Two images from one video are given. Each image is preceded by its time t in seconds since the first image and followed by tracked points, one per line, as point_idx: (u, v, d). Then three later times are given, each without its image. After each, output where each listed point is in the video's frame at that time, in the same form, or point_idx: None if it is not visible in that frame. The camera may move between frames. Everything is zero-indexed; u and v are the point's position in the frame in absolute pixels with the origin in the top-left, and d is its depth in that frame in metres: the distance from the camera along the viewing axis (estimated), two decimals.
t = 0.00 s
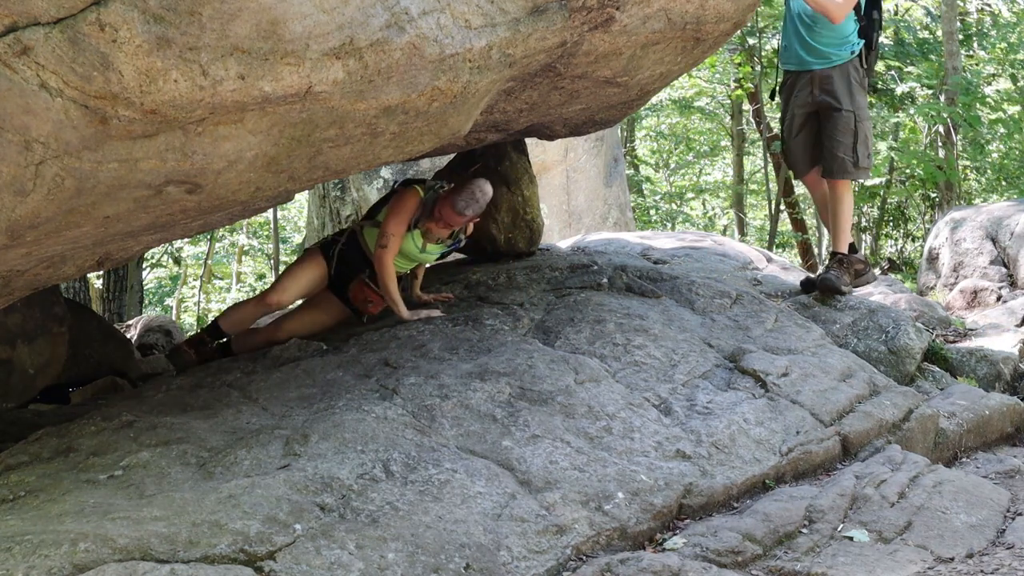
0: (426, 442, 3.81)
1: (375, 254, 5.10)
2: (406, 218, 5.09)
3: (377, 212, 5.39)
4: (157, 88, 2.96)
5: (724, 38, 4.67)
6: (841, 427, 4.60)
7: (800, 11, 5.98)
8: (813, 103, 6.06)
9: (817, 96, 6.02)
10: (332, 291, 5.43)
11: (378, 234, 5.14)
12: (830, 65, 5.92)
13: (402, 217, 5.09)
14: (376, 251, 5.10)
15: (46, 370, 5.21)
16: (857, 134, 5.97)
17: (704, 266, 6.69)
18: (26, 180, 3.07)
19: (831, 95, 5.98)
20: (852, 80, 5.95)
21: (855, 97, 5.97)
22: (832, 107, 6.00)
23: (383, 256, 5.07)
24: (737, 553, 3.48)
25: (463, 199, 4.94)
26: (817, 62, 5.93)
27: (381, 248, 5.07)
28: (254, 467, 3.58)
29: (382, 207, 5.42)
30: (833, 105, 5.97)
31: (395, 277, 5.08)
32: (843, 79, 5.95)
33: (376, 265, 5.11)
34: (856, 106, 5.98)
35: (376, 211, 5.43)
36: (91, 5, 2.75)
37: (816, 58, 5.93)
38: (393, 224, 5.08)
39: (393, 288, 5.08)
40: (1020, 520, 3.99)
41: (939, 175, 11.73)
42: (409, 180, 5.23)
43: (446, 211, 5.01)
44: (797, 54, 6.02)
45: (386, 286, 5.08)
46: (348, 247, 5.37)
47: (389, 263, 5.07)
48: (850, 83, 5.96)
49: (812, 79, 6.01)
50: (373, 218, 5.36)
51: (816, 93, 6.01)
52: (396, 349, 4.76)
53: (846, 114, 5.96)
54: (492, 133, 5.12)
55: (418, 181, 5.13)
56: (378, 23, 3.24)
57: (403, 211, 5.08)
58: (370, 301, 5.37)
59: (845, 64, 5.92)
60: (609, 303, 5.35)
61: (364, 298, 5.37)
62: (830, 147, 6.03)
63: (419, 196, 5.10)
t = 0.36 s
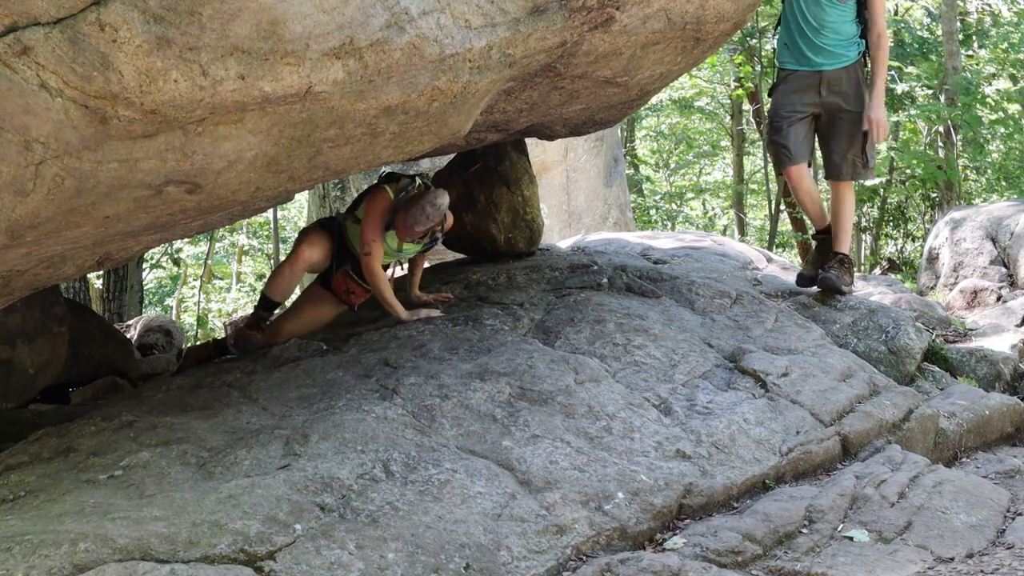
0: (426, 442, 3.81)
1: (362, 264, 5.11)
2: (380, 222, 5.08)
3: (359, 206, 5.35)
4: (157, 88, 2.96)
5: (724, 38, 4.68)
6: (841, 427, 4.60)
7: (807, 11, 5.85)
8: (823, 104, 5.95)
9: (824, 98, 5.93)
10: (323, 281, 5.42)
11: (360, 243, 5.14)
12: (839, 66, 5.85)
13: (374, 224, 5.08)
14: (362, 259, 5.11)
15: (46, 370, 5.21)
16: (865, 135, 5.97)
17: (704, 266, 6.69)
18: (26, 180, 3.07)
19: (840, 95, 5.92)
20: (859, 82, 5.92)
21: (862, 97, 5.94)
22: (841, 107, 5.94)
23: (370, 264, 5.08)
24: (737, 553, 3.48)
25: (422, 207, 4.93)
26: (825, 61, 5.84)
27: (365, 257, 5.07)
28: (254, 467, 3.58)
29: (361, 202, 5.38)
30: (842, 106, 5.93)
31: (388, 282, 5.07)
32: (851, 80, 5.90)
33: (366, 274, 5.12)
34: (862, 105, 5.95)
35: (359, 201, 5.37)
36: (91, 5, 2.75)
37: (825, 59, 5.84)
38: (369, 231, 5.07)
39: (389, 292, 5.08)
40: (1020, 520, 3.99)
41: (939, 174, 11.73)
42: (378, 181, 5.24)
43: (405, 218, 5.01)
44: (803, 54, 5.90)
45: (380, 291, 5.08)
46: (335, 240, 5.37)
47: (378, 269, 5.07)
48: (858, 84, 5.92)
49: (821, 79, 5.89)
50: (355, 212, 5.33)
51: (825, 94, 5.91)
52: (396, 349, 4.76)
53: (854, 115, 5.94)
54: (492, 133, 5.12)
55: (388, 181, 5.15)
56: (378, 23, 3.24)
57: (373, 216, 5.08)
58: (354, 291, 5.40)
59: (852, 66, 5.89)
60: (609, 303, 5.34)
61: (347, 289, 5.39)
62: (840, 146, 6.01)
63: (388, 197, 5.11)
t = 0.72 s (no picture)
0: (426, 442, 3.81)
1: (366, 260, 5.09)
2: (384, 217, 5.08)
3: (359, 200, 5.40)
4: (157, 88, 2.96)
5: (724, 38, 4.68)
6: (842, 427, 4.60)
7: (811, 9, 5.85)
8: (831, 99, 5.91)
9: (831, 94, 5.90)
10: (334, 265, 5.53)
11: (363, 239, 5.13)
12: (845, 64, 5.86)
13: (378, 219, 5.07)
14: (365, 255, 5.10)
15: (46, 370, 5.21)
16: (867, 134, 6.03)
17: (704, 266, 6.69)
18: (26, 180, 3.07)
19: (846, 92, 5.91)
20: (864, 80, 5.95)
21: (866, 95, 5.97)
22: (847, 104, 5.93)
23: (375, 259, 5.07)
24: (737, 553, 3.48)
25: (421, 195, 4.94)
26: (831, 59, 5.84)
27: (370, 253, 5.06)
28: (254, 467, 3.58)
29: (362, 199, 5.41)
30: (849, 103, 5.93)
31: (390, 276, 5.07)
32: (857, 78, 5.91)
33: (370, 270, 5.10)
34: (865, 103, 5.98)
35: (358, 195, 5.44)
36: (91, 5, 2.75)
37: (832, 58, 5.84)
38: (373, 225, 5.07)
39: (390, 290, 5.08)
40: (1020, 519, 3.99)
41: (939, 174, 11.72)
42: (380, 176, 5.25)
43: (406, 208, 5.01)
44: (809, 51, 5.89)
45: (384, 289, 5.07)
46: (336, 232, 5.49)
47: (383, 264, 5.07)
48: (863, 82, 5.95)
49: (828, 76, 5.88)
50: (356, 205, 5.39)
51: (832, 92, 5.89)
52: (396, 349, 4.76)
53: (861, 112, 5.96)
54: (492, 133, 5.12)
55: (389, 175, 5.17)
56: (378, 23, 3.24)
57: (376, 212, 5.08)
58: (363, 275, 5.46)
59: (856, 64, 5.90)
60: (609, 303, 5.34)
61: (356, 274, 5.46)
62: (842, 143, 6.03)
63: (390, 192, 5.13)
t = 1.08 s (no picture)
0: (426, 442, 3.81)
1: (370, 259, 5.09)
2: (393, 216, 5.09)
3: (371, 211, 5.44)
4: (157, 88, 2.96)
5: (724, 38, 4.68)
6: (841, 427, 4.60)
7: (812, 10, 5.87)
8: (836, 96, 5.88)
9: (834, 92, 5.89)
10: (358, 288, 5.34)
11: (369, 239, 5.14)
12: (847, 63, 5.84)
13: (389, 217, 5.08)
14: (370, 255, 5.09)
15: (46, 370, 5.22)
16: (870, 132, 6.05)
17: (704, 266, 6.69)
18: (26, 180, 3.07)
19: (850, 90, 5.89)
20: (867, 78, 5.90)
21: (869, 96, 5.98)
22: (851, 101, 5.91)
23: (378, 258, 5.06)
24: (737, 553, 3.48)
25: (450, 178, 4.95)
26: (833, 59, 5.84)
27: (375, 251, 5.07)
28: (254, 467, 3.58)
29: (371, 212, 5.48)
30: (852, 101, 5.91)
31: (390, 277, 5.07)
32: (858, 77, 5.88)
33: (373, 269, 5.09)
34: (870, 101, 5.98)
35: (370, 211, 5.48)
36: (91, 5, 2.75)
37: (834, 58, 5.84)
38: (382, 224, 5.08)
39: (392, 292, 5.08)
40: (1020, 519, 3.98)
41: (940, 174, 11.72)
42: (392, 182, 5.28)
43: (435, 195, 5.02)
44: (811, 52, 5.88)
45: (384, 289, 5.07)
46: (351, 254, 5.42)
47: (386, 264, 5.05)
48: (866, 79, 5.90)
49: (830, 76, 5.87)
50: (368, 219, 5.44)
51: (837, 91, 5.88)
52: (396, 349, 4.76)
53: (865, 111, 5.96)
54: (492, 133, 5.13)
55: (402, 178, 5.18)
56: (378, 23, 3.24)
57: (387, 211, 5.08)
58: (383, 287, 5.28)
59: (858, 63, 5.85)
60: (609, 303, 5.35)
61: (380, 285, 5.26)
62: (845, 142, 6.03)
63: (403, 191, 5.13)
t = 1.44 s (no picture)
0: (426, 442, 3.81)
1: (367, 261, 5.10)
2: (394, 219, 5.07)
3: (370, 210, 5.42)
4: (157, 88, 2.96)
5: (724, 38, 4.68)
6: (841, 427, 4.60)
7: (813, 12, 5.89)
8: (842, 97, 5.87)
9: (839, 94, 5.88)
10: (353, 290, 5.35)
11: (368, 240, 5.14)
12: (850, 64, 5.83)
13: (390, 220, 5.07)
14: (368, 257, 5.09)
15: (46, 370, 5.22)
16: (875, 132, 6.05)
17: (704, 266, 6.69)
18: (27, 180, 3.07)
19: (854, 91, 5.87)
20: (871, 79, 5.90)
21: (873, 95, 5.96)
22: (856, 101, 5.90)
23: (376, 261, 5.07)
24: (737, 553, 3.48)
25: (458, 172, 4.95)
26: (837, 61, 5.83)
27: (372, 254, 5.06)
28: (254, 467, 3.58)
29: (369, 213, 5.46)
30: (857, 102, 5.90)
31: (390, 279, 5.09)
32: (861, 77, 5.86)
33: (370, 271, 5.09)
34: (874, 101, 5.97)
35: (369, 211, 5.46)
36: (91, 5, 2.75)
37: (836, 59, 5.83)
38: (382, 227, 5.07)
39: (390, 293, 5.09)
40: (1020, 520, 3.98)
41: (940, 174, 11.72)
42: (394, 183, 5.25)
43: (444, 191, 4.99)
44: (814, 56, 5.89)
45: (382, 290, 5.08)
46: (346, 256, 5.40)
47: (384, 266, 5.06)
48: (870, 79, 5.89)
49: (835, 79, 5.87)
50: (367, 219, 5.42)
51: (842, 92, 5.86)
52: (396, 349, 4.76)
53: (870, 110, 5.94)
54: (492, 133, 5.13)
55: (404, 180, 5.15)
56: (378, 23, 3.24)
57: (388, 213, 5.07)
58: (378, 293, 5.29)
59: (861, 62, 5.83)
60: (610, 303, 5.35)
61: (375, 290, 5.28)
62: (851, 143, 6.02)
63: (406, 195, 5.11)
